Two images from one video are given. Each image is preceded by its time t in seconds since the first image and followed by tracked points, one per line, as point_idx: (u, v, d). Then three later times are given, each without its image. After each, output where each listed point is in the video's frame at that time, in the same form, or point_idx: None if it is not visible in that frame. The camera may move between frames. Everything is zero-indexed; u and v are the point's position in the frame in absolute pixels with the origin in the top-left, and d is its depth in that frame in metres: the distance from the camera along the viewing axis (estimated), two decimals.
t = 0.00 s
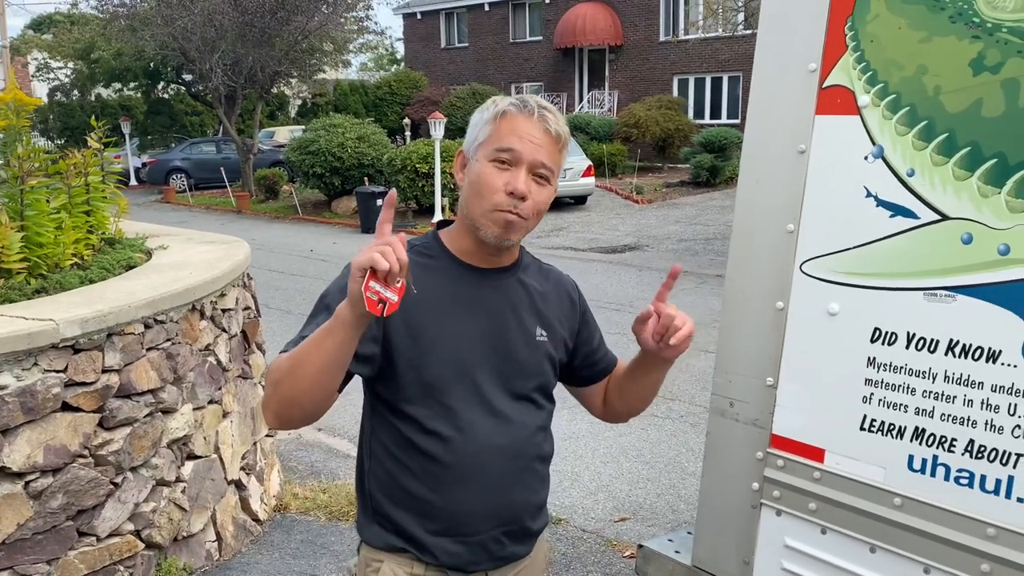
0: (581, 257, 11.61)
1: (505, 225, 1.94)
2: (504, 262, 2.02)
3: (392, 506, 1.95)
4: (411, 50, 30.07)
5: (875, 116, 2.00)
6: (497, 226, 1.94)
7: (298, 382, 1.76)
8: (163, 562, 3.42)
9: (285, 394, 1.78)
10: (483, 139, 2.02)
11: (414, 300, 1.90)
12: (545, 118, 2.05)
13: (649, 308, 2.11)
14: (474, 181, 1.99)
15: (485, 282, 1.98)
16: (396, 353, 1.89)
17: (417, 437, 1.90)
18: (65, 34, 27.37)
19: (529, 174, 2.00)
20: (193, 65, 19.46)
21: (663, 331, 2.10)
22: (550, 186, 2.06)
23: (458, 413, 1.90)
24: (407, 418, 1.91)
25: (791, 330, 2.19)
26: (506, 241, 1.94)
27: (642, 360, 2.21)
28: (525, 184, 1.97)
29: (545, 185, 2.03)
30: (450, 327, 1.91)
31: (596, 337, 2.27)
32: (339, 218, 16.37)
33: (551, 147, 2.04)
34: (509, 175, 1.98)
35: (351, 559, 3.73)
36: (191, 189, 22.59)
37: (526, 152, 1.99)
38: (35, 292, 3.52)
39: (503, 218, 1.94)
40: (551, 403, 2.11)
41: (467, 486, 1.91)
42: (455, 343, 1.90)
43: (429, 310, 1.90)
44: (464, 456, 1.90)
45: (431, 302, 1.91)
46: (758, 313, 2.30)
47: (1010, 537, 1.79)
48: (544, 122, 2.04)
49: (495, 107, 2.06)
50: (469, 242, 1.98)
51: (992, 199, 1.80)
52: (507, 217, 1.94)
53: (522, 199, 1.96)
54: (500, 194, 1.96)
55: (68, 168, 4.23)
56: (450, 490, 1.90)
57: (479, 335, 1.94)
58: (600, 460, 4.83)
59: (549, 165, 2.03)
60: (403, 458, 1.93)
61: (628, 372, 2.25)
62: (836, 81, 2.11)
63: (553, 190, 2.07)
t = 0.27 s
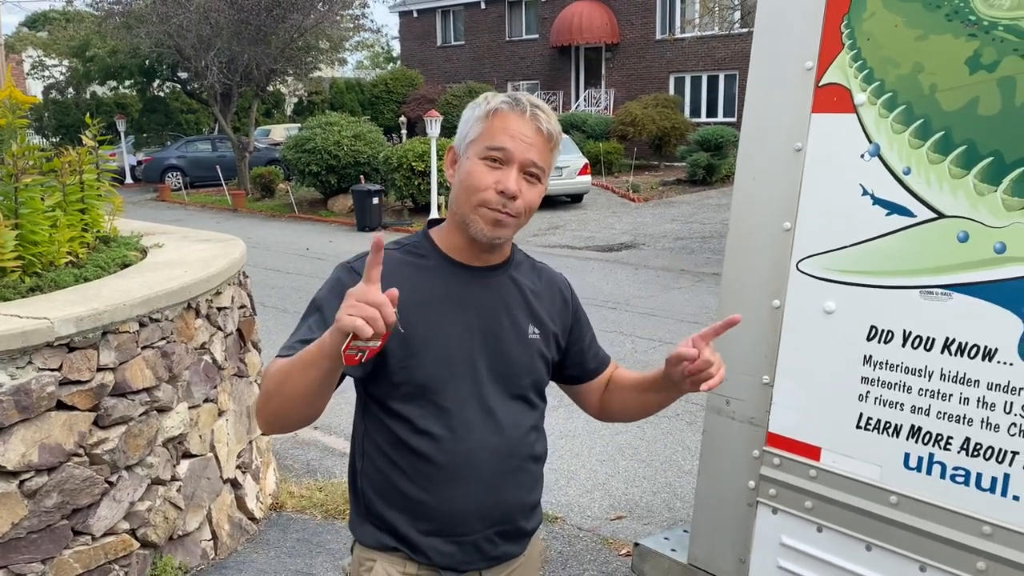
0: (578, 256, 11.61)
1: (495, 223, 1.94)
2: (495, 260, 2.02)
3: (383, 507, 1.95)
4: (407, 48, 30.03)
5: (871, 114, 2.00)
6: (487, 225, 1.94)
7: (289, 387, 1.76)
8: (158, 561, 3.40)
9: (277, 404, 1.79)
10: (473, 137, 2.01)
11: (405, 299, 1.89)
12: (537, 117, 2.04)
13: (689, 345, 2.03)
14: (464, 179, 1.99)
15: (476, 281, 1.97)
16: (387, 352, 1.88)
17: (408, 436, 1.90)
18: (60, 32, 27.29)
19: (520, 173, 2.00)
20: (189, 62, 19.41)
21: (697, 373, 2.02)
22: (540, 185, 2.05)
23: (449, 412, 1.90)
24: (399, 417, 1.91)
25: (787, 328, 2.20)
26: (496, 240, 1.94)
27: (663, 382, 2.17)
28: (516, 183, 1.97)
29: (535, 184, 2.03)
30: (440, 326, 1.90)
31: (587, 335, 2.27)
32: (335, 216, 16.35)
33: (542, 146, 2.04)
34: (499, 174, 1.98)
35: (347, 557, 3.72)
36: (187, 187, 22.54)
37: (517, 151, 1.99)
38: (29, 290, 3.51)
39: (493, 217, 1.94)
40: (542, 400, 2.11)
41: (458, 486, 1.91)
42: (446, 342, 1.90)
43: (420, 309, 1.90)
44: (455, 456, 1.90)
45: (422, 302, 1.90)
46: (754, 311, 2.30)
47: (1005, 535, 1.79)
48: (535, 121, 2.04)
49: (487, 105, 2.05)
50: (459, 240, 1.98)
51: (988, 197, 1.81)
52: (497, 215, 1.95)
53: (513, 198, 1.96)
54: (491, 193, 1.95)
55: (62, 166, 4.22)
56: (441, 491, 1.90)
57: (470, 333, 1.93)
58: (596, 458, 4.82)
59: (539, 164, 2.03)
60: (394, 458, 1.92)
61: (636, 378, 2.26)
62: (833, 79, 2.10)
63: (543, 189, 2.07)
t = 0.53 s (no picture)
0: (576, 254, 11.61)
1: (492, 222, 1.94)
2: (492, 258, 2.01)
3: (381, 505, 1.95)
4: (405, 46, 30.00)
5: (870, 111, 2.00)
6: (484, 223, 1.94)
7: (279, 386, 1.76)
8: (157, 560, 3.40)
9: (268, 401, 1.78)
10: (469, 134, 2.01)
11: (402, 298, 1.89)
12: (533, 114, 2.04)
13: (692, 345, 2.03)
14: (460, 177, 1.98)
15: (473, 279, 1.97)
16: (384, 351, 1.87)
17: (405, 435, 1.89)
18: (58, 30, 27.23)
19: (516, 170, 1.99)
20: (186, 60, 19.37)
21: (696, 371, 2.02)
22: (537, 182, 2.05)
23: (446, 410, 1.89)
24: (397, 416, 1.90)
25: (786, 326, 2.19)
26: (493, 238, 1.94)
27: (664, 380, 2.17)
28: (513, 181, 1.97)
29: (532, 181, 2.02)
30: (437, 324, 1.90)
31: (585, 333, 2.27)
32: (333, 214, 16.34)
33: (539, 143, 2.03)
34: (496, 171, 1.97)
35: (346, 556, 3.72)
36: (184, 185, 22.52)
37: (514, 149, 1.98)
38: (26, 288, 3.50)
39: (489, 215, 1.94)
40: (540, 399, 2.11)
41: (456, 485, 1.90)
42: (443, 341, 1.90)
43: (417, 307, 1.89)
44: (452, 454, 1.89)
45: (419, 300, 1.90)
46: (753, 309, 2.29)
47: (1005, 532, 1.79)
48: (531, 118, 2.03)
49: (483, 103, 2.04)
50: (456, 239, 1.97)
51: (988, 195, 1.80)
52: (494, 214, 1.94)
53: (510, 195, 1.95)
54: (488, 191, 1.95)
55: (60, 164, 4.20)
56: (438, 489, 1.90)
57: (468, 332, 1.93)
58: (595, 456, 4.82)
59: (536, 161, 2.03)
60: (391, 457, 1.92)
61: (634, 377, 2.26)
62: (832, 76, 2.10)
63: (540, 186, 2.07)
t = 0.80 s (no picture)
0: (576, 252, 11.60)
1: (495, 218, 1.94)
2: (494, 256, 2.01)
3: (382, 504, 1.95)
4: (404, 45, 29.99)
5: (869, 108, 2.00)
6: (486, 220, 1.93)
7: (282, 378, 1.76)
8: (157, 559, 3.40)
9: (272, 397, 1.78)
10: (468, 132, 2.01)
11: (402, 296, 1.89)
12: (531, 109, 2.04)
13: (661, 319, 2.06)
14: (461, 175, 1.98)
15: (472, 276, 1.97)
16: (384, 350, 1.87)
17: (406, 433, 1.89)
18: (57, 28, 27.20)
19: (517, 166, 1.99)
20: (185, 59, 19.35)
21: (672, 344, 2.07)
22: (538, 177, 2.05)
23: (447, 409, 1.89)
24: (397, 415, 1.90)
25: (785, 324, 2.19)
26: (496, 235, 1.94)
27: (648, 363, 2.18)
28: (514, 176, 1.97)
29: (532, 176, 2.02)
30: (437, 323, 1.90)
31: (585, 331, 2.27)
32: (333, 212, 16.33)
33: (538, 138, 2.03)
34: (496, 166, 1.97)
35: (345, 554, 3.72)
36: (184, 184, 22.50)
37: (514, 144, 1.98)
38: (24, 287, 3.50)
39: (492, 212, 1.94)
40: (541, 397, 2.11)
41: (457, 483, 1.90)
42: (444, 340, 1.89)
43: (417, 306, 1.89)
44: (453, 453, 1.89)
45: (419, 298, 1.90)
46: (752, 307, 2.29)
47: (1005, 530, 1.79)
48: (530, 113, 2.03)
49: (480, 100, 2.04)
50: (458, 237, 1.97)
51: (987, 192, 1.80)
52: (497, 210, 1.94)
53: (511, 190, 1.95)
54: (489, 187, 1.94)
55: (59, 163, 4.19)
56: (438, 488, 1.90)
57: (469, 330, 1.93)
58: (595, 454, 4.82)
59: (536, 156, 2.03)
60: (392, 456, 1.92)
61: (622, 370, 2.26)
62: (832, 74, 2.10)
63: (540, 181, 2.06)
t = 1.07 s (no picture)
0: (576, 250, 11.60)
1: (495, 216, 1.94)
2: (494, 254, 2.01)
3: (384, 505, 1.95)
4: (404, 43, 29.98)
5: (869, 107, 2.00)
6: (486, 218, 1.94)
7: (292, 376, 1.75)
8: (157, 558, 3.40)
9: (278, 397, 1.78)
10: (465, 130, 2.00)
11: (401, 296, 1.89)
12: (526, 106, 2.04)
13: (627, 305, 2.06)
14: (458, 173, 1.98)
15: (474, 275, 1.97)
16: (384, 351, 1.87)
17: (408, 433, 1.89)
18: (56, 27, 27.16)
19: (516, 162, 1.99)
20: (185, 58, 19.33)
21: (640, 329, 2.06)
22: (536, 174, 2.05)
23: (447, 408, 1.89)
24: (398, 414, 1.90)
25: (784, 323, 2.19)
26: (497, 232, 1.94)
27: (632, 354, 2.18)
28: (512, 172, 1.96)
29: (531, 172, 2.02)
30: (437, 322, 1.90)
31: (584, 328, 2.26)
32: (333, 211, 16.34)
33: (535, 134, 2.03)
34: (494, 163, 1.97)
35: (346, 554, 3.72)
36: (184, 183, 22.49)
37: (511, 141, 1.98)
38: (24, 287, 3.49)
39: (491, 210, 1.94)
40: (541, 396, 2.11)
41: (458, 483, 1.90)
42: (443, 338, 1.89)
43: (417, 306, 1.89)
44: (454, 453, 1.89)
45: (418, 298, 1.90)
46: (751, 306, 2.29)
47: (1005, 529, 1.79)
48: (526, 109, 2.03)
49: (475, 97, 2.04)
50: (457, 235, 1.97)
51: (986, 190, 1.80)
52: (496, 208, 1.94)
53: (510, 187, 1.95)
54: (489, 183, 1.94)
55: (58, 162, 4.18)
56: (439, 488, 1.89)
57: (468, 329, 1.92)
58: (594, 452, 4.82)
59: (533, 152, 2.02)
60: (393, 455, 1.92)
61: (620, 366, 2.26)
62: (830, 72, 2.10)
63: (539, 177, 2.06)
